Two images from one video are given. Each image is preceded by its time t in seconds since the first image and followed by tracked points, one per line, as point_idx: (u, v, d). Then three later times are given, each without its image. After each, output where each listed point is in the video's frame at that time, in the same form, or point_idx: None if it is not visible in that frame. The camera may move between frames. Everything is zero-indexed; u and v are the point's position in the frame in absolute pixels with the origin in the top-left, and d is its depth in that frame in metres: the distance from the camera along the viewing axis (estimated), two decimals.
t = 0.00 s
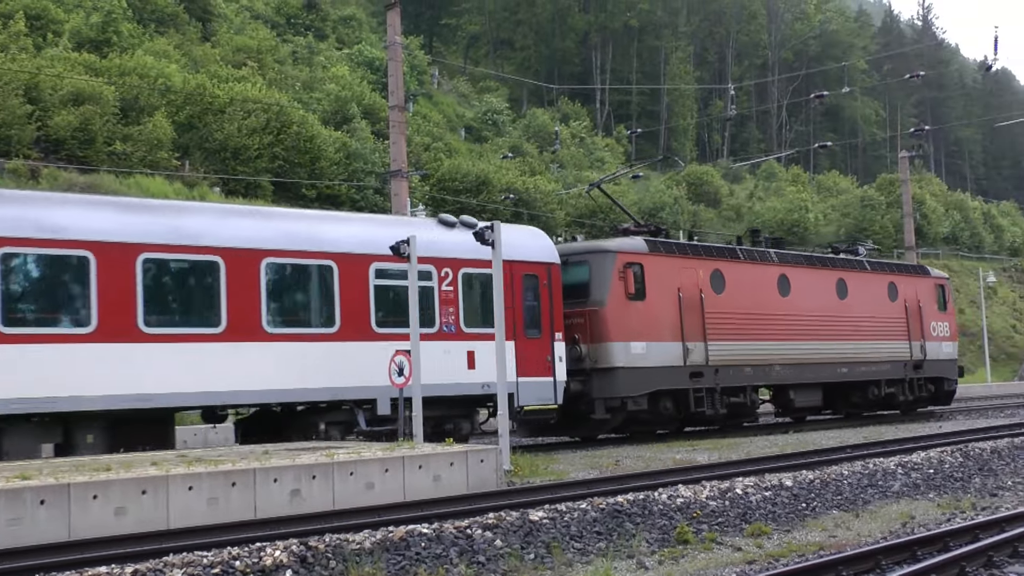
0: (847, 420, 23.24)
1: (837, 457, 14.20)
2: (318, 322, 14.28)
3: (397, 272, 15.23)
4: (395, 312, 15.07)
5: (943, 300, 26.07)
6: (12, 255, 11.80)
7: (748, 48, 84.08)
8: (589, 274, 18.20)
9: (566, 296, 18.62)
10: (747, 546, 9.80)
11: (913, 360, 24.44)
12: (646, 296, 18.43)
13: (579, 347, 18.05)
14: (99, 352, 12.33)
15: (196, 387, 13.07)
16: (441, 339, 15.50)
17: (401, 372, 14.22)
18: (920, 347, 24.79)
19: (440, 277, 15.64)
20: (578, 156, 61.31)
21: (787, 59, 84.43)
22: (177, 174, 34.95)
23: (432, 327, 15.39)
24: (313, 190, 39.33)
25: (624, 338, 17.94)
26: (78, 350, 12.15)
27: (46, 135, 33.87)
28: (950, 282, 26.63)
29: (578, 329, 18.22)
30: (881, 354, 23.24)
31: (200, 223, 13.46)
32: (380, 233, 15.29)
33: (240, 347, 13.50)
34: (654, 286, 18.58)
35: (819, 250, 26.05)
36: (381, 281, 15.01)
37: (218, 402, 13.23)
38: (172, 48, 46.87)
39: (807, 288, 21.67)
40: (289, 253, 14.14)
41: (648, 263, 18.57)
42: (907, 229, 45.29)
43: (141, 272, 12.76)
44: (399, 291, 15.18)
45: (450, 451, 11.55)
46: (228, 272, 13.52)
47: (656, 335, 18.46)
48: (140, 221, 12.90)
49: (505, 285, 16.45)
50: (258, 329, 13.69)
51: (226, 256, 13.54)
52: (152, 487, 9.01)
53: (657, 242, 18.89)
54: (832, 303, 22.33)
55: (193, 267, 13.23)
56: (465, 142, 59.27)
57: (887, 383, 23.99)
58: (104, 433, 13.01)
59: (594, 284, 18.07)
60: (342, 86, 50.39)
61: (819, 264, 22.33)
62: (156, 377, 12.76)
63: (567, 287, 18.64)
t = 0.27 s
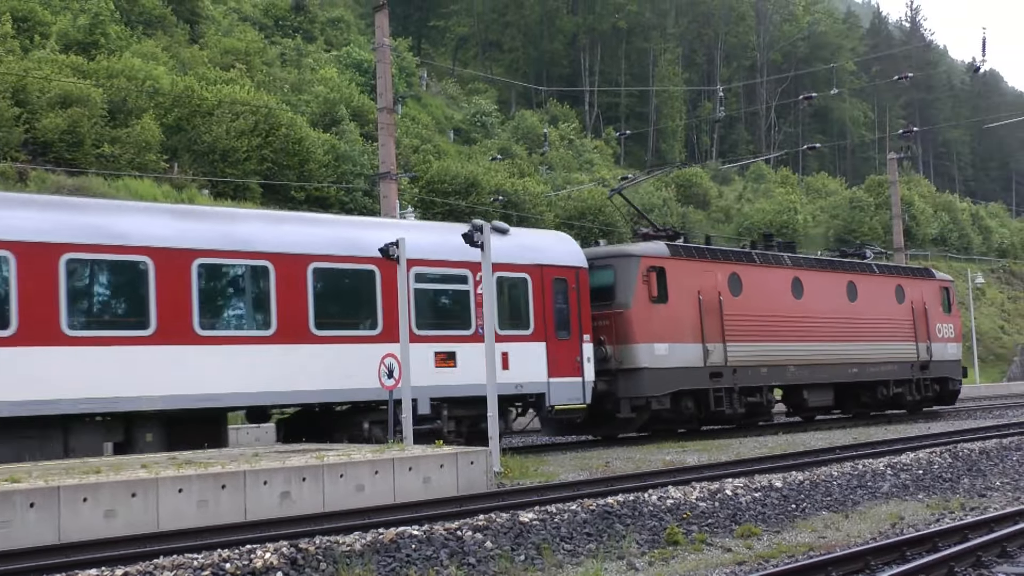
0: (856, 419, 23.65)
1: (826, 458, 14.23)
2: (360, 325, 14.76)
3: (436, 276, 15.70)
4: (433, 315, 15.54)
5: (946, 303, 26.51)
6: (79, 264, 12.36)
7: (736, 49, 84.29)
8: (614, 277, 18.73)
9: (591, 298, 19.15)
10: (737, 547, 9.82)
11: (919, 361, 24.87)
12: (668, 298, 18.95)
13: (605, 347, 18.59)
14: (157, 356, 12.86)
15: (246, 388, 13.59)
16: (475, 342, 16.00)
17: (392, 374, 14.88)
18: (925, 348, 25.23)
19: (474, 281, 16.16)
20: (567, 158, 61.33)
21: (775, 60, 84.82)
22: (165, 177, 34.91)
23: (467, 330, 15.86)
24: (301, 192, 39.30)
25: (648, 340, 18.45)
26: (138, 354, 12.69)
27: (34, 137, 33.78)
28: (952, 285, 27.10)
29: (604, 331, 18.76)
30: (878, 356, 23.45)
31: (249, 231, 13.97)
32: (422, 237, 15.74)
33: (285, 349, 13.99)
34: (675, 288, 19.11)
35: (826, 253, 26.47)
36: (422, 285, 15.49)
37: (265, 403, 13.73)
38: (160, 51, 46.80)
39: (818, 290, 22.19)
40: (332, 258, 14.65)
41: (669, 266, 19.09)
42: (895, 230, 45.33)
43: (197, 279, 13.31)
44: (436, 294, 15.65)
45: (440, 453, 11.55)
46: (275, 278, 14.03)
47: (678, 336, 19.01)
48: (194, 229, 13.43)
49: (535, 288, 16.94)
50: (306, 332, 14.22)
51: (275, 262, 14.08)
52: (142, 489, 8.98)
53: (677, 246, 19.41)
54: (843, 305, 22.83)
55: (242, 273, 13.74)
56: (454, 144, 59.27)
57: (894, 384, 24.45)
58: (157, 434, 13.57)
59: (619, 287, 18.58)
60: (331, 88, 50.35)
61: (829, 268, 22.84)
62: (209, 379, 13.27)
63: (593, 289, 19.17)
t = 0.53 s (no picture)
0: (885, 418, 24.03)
1: (838, 458, 14.23)
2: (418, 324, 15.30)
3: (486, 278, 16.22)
4: (487, 315, 16.11)
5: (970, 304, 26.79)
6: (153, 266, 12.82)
7: (748, 50, 84.24)
8: (654, 280, 19.30)
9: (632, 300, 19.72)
10: (748, 547, 9.82)
11: (944, 360, 25.17)
12: (705, 300, 19.47)
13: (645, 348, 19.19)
14: (226, 355, 13.31)
15: (310, 387, 14.03)
16: (526, 342, 16.61)
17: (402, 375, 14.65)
18: (950, 348, 25.52)
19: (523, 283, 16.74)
20: (578, 158, 61.30)
21: (786, 61, 85.01)
22: (176, 176, 35.02)
23: (518, 330, 16.48)
24: (312, 193, 39.36)
25: (687, 340, 19.07)
26: (209, 353, 13.13)
27: (44, 137, 33.89)
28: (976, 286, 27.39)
29: (644, 331, 19.35)
30: (901, 356, 23.71)
31: (309, 235, 14.43)
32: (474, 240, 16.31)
33: (349, 348, 14.48)
34: (712, 290, 19.61)
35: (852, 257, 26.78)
36: (474, 287, 16.00)
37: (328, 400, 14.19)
38: (171, 51, 46.92)
39: (848, 291, 22.58)
40: (391, 261, 15.16)
41: (706, 269, 19.59)
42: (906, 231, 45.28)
43: (262, 281, 13.77)
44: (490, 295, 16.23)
45: (451, 453, 11.57)
46: (336, 280, 14.50)
47: (715, 337, 19.57)
48: (257, 233, 13.89)
49: (580, 290, 17.56)
50: (365, 333, 14.67)
51: (334, 264, 14.54)
52: (153, 489, 9.02)
53: (713, 248, 19.89)
54: (871, 307, 23.18)
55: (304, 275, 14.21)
56: (464, 144, 59.28)
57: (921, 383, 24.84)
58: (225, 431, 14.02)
59: (659, 289, 19.14)
60: (342, 88, 50.42)
61: (859, 269, 23.21)
62: (276, 377, 13.73)
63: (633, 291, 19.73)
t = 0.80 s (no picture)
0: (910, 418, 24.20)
1: (846, 459, 14.21)
2: (473, 325, 15.76)
3: (539, 279, 16.61)
4: (537, 315, 16.49)
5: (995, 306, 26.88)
6: (227, 268, 13.43)
7: (759, 51, 84.18)
8: (694, 282, 19.67)
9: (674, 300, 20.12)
10: (757, 548, 9.81)
11: (969, 362, 25.24)
12: (744, 301, 19.78)
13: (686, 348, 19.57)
14: (294, 353, 13.93)
15: (374, 384, 14.65)
16: (574, 342, 16.97)
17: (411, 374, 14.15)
18: (975, 349, 25.57)
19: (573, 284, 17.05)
20: (588, 159, 61.25)
21: (797, 62, 84.94)
22: (186, 175, 35.06)
23: (567, 330, 16.82)
24: (322, 192, 39.39)
25: (727, 341, 19.39)
26: (279, 351, 13.75)
27: (54, 134, 33.97)
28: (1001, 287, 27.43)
29: (685, 332, 19.74)
30: (925, 357, 23.77)
31: (371, 237, 14.99)
32: (526, 242, 16.67)
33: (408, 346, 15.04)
34: (750, 292, 19.92)
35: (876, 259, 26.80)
36: (527, 289, 16.41)
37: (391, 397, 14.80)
38: (181, 49, 46.99)
39: (881, 295, 22.80)
40: (448, 262, 15.61)
41: (745, 271, 19.90)
42: (915, 233, 45.22)
43: (329, 281, 14.35)
44: (540, 296, 16.59)
45: (460, 453, 11.58)
46: (397, 281, 15.04)
47: (755, 337, 19.86)
48: (323, 236, 14.47)
49: (626, 291, 17.78)
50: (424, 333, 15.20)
51: (394, 266, 15.08)
52: (161, 488, 9.04)
53: (751, 251, 20.19)
54: (901, 310, 23.36)
55: (368, 276, 14.78)
56: (474, 144, 59.25)
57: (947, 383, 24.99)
58: (290, 426, 14.57)
59: (699, 291, 19.53)
60: (352, 87, 50.48)
61: (890, 273, 23.38)
62: (341, 374, 14.33)
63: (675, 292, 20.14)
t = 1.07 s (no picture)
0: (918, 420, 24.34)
1: (842, 461, 14.23)
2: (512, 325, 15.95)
3: (574, 281, 16.78)
4: (573, 316, 16.67)
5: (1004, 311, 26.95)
6: (283, 268, 13.66)
7: (757, 53, 84.25)
8: (719, 285, 19.90)
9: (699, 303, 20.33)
10: (750, 549, 9.81)
11: (979, 364, 25.26)
12: (767, 303, 19.96)
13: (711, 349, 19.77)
14: (344, 352, 14.16)
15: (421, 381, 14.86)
16: (609, 342, 17.16)
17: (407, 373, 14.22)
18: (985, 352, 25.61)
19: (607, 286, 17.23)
20: (586, 159, 61.25)
21: (795, 64, 85.04)
22: (183, 173, 35.07)
23: (601, 331, 17.00)
24: (319, 189, 39.36)
25: (752, 342, 19.60)
26: (329, 350, 13.98)
27: (51, 131, 34.01)
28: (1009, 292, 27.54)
29: (710, 333, 19.94)
30: (936, 360, 23.83)
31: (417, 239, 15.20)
32: (560, 244, 16.86)
33: (452, 345, 15.22)
34: (773, 295, 20.11)
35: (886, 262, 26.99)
36: (563, 290, 16.59)
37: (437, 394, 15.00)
38: (180, 46, 46.99)
39: (897, 298, 22.95)
40: (487, 264, 15.80)
41: (768, 274, 20.09)
42: (911, 235, 45.31)
43: (379, 282, 14.58)
44: (576, 297, 16.76)
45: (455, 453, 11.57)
46: (441, 281, 15.22)
47: (778, 339, 20.06)
48: (372, 238, 14.70)
49: (657, 293, 17.93)
50: (464, 333, 15.39)
51: (437, 268, 15.21)
52: (155, 486, 9.05)
53: (774, 254, 20.39)
54: (918, 313, 23.54)
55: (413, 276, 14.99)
56: (472, 143, 59.25)
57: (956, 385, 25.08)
58: (341, 422, 14.83)
59: (725, 293, 19.73)
60: (350, 85, 50.50)
61: (906, 277, 23.57)
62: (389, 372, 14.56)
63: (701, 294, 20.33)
